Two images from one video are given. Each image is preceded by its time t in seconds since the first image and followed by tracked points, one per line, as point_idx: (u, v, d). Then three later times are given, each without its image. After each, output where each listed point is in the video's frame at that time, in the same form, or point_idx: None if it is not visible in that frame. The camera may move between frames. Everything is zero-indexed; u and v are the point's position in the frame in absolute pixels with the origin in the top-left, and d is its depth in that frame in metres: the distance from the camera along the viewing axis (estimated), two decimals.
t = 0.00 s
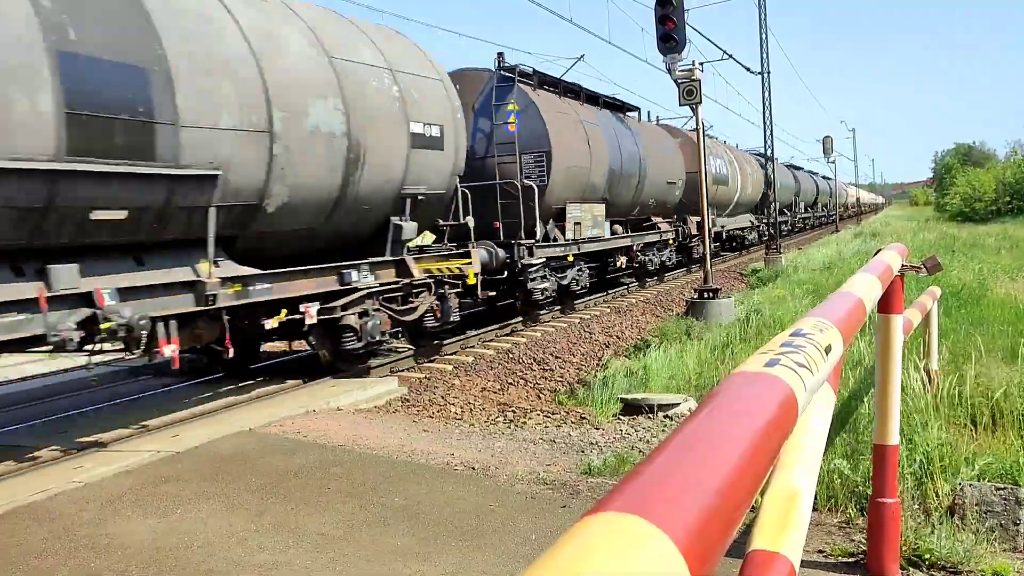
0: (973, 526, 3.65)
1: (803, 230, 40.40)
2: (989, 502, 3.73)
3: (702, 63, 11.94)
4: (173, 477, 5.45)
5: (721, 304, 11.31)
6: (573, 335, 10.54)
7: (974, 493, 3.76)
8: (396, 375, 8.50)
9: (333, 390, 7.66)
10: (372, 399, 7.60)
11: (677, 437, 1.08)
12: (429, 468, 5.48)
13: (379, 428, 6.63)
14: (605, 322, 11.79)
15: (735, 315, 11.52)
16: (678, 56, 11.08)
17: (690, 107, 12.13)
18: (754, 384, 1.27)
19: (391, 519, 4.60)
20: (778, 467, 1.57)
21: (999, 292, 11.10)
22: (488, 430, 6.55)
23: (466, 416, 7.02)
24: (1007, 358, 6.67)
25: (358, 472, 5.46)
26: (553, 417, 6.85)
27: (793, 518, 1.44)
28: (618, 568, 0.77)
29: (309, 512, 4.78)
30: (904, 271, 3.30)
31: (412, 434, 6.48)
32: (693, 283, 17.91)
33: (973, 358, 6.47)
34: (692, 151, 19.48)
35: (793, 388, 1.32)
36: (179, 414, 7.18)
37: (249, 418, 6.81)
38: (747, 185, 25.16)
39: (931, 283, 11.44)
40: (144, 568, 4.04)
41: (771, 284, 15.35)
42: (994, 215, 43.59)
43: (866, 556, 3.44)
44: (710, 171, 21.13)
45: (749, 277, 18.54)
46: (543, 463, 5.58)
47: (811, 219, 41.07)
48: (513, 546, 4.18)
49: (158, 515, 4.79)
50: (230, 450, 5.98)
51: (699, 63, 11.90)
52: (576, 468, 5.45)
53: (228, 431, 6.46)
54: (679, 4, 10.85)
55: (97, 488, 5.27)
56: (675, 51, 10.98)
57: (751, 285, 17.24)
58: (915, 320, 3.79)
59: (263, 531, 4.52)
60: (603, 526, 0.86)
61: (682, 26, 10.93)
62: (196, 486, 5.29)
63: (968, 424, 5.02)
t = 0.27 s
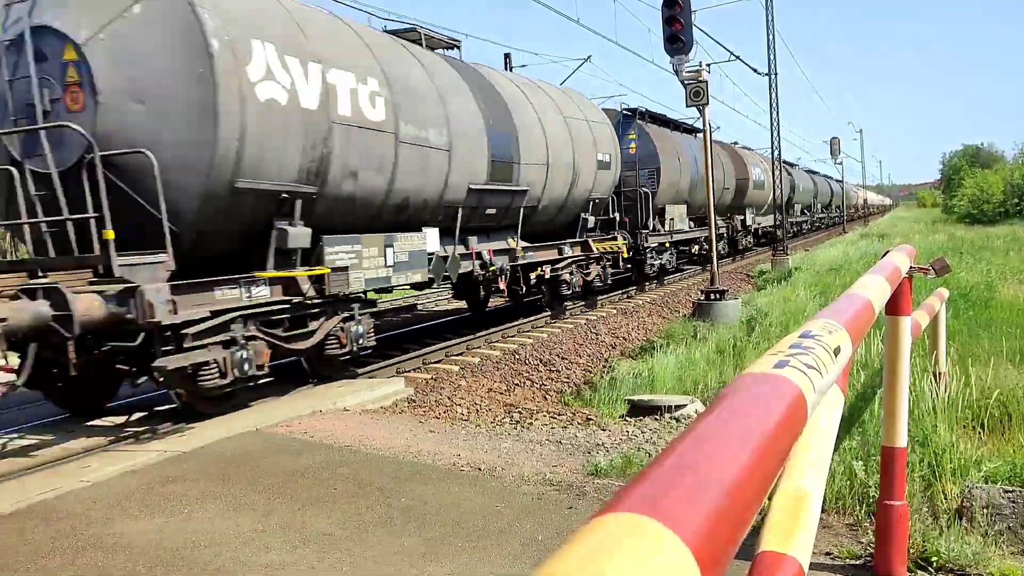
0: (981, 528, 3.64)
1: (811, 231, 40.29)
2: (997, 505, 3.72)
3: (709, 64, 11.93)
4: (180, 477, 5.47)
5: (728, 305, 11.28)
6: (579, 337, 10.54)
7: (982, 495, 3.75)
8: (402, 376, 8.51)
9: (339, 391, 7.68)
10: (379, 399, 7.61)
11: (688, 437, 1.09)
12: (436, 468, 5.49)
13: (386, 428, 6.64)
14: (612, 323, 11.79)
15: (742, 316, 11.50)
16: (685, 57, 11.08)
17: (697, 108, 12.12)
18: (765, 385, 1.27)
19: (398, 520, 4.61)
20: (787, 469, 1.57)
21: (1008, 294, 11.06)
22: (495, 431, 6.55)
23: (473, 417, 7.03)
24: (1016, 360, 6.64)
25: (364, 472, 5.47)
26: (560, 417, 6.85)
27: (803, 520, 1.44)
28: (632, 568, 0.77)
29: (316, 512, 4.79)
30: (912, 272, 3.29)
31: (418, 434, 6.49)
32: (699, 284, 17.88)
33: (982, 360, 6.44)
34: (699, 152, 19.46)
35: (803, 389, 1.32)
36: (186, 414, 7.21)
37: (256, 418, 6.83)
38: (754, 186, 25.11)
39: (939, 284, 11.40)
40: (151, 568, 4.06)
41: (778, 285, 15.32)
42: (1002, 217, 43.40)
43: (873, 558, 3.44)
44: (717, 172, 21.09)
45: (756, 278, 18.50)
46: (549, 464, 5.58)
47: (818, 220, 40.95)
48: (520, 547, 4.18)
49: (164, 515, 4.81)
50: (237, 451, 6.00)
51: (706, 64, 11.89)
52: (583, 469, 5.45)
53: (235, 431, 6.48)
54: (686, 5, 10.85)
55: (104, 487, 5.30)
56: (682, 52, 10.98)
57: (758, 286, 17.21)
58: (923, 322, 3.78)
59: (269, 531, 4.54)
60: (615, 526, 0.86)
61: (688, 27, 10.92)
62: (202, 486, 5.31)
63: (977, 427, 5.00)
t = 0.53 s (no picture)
0: (991, 532, 3.63)
1: (819, 233, 40.17)
2: (1006, 508, 3.71)
3: (717, 65, 11.92)
4: (188, 477, 5.50)
5: (736, 307, 11.26)
6: (586, 338, 10.53)
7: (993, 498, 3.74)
8: (409, 377, 8.53)
9: (346, 392, 7.70)
10: (385, 400, 7.63)
11: (697, 439, 1.09)
12: (443, 469, 5.51)
13: (393, 429, 6.66)
14: (619, 325, 11.77)
15: (750, 318, 11.47)
16: (693, 58, 11.07)
17: (705, 110, 12.11)
18: (774, 387, 1.27)
19: (406, 520, 4.62)
20: (796, 470, 1.57)
21: (1017, 296, 11.01)
22: (501, 432, 6.56)
23: (480, 418, 7.04)
24: None
25: (372, 472, 5.49)
26: (567, 419, 6.86)
27: (811, 521, 1.45)
28: (643, 569, 0.78)
29: (324, 512, 4.81)
30: (922, 273, 3.28)
31: (426, 435, 6.50)
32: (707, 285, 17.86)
33: (992, 363, 6.42)
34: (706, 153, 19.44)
35: (812, 391, 1.32)
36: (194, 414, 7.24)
37: (264, 418, 6.86)
38: (761, 188, 25.07)
39: (948, 286, 11.36)
40: (159, 567, 4.09)
41: (786, 287, 15.28)
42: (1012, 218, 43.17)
43: (881, 561, 3.43)
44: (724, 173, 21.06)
45: (764, 280, 18.45)
46: (556, 465, 5.58)
47: (826, 221, 40.84)
48: (526, 548, 4.19)
49: (172, 515, 4.83)
50: (244, 451, 6.02)
51: (714, 65, 11.88)
52: (589, 470, 5.45)
53: (242, 431, 6.51)
54: (693, 7, 10.85)
55: (112, 487, 5.32)
56: (690, 53, 10.97)
57: (766, 288, 17.18)
58: (932, 324, 3.77)
59: (278, 531, 4.56)
60: (627, 528, 0.87)
61: (696, 29, 10.91)
62: (211, 486, 5.33)
63: (986, 429, 4.99)
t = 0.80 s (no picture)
0: (1001, 535, 3.62)
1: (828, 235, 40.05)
2: (1017, 511, 3.70)
3: (725, 67, 11.90)
4: (197, 477, 5.53)
5: (744, 309, 11.23)
6: (594, 340, 10.52)
7: (1003, 501, 3.73)
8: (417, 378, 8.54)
9: (354, 393, 7.72)
10: (393, 401, 7.64)
11: (710, 442, 1.09)
12: (452, 470, 5.52)
13: (401, 430, 6.68)
14: (626, 326, 11.75)
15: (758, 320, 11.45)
16: (702, 60, 11.06)
17: (713, 111, 12.09)
18: (785, 389, 1.27)
19: (414, 521, 4.63)
20: (808, 473, 1.57)
21: None
22: (509, 433, 6.57)
23: (487, 419, 7.04)
24: None
25: (381, 473, 5.51)
26: (575, 420, 6.86)
27: (823, 524, 1.45)
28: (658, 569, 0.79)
29: (332, 513, 4.82)
30: (932, 276, 3.27)
31: (434, 436, 6.51)
32: (715, 287, 17.84)
33: (1002, 365, 6.39)
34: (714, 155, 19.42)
35: (824, 393, 1.32)
36: (203, 415, 7.27)
37: (272, 419, 6.88)
38: (770, 189, 25.01)
39: (958, 289, 11.30)
40: (167, 567, 4.11)
41: (794, 289, 15.24)
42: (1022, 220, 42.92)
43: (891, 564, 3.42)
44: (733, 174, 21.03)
45: (772, 282, 18.41)
46: (564, 467, 5.58)
47: (835, 223, 40.71)
48: (534, 549, 4.20)
49: (181, 515, 4.85)
50: (252, 452, 6.05)
51: (723, 67, 11.86)
52: (598, 472, 5.45)
53: (251, 432, 6.53)
54: (702, 9, 10.83)
55: (122, 487, 5.35)
56: (699, 55, 10.96)
57: (774, 290, 17.14)
58: (942, 327, 3.76)
59: (286, 531, 4.58)
60: (641, 529, 0.87)
61: (705, 30, 10.90)
62: (220, 486, 5.35)
63: (997, 432, 4.97)
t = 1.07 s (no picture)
0: (1011, 538, 3.60)
1: (836, 237, 39.93)
2: None
3: (734, 68, 11.89)
4: (206, 478, 5.55)
5: (752, 311, 11.21)
6: (602, 342, 10.53)
7: (1013, 504, 3.72)
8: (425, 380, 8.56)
9: (362, 394, 7.75)
10: (401, 403, 7.66)
11: (721, 444, 1.10)
12: (460, 472, 5.54)
13: (409, 432, 6.69)
14: (634, 329, 11.75)
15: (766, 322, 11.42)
16: (710, 61, 11.06)
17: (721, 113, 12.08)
18: (796, 393, 1.28)
19: (422, 523, 4.65)
20: (819, 475, 1.58)
21: None
22: (517, 435, 6.57)
23: (495, 421, 7.06)
24: None
25: (389, 475, 5.52)
26: (583, 422, 6.86)
27: (834, 526, 1.45)
28: (670, 569, 0.80)
29: (340, 514, 4.84)
30: (941, 278, 3.26)
31: (442, 438, 6.52)
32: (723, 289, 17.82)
33: (1013, 369, 6.36)
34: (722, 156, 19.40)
35: (834, 396, 1.33)
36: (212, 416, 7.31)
37: (280, 420, 6.91)
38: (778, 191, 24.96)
39: (968, 291, 11.25)
40: (177, 567, 4.13)
41: (802, 292, 15.20)
42: None
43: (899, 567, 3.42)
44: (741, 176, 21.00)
45: (781, 284, 18.37)
46: (572, 469, 5.59)
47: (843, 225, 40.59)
48: (542, 551, 4.21)
49: (190, 516, 4.88)
50: (260, 453, 6.07)
51: (731, 68, 11.85)
52: (606, 474, 5.46)
53: (260, 433, 6.56)
54: (710, 10, 10.82)
55: (132, 488, 5.38)
56: (707, 57, 10.96)
57: (782, 292, 17.10)
58: (952, 329, 3.75)
59: (295, 532, 4.60)
60: (653, 530, 0.88)
61: (713, 32, 10.90)
62: (229, 487, 5.38)
63: (1007, 436, 4.95)
